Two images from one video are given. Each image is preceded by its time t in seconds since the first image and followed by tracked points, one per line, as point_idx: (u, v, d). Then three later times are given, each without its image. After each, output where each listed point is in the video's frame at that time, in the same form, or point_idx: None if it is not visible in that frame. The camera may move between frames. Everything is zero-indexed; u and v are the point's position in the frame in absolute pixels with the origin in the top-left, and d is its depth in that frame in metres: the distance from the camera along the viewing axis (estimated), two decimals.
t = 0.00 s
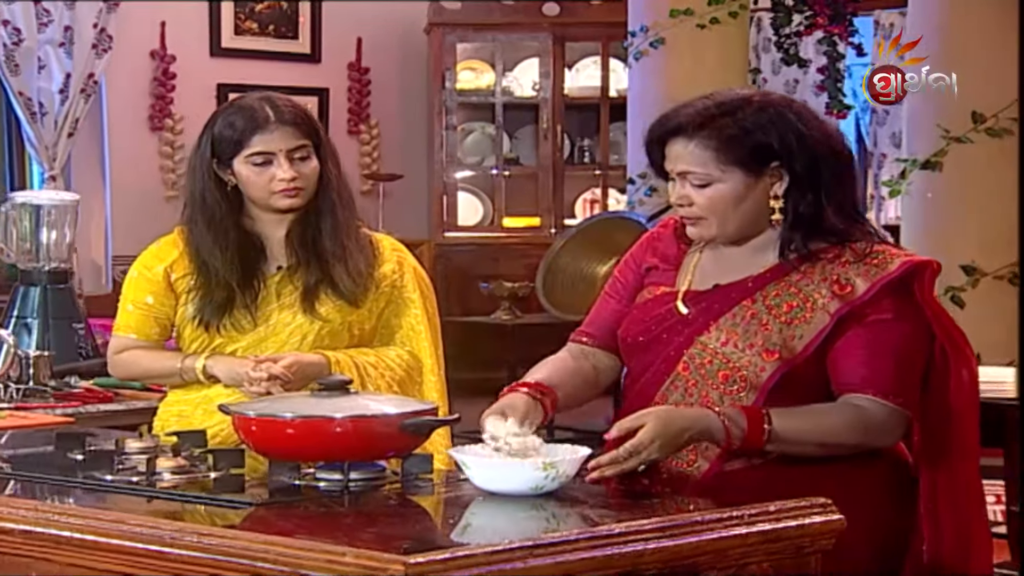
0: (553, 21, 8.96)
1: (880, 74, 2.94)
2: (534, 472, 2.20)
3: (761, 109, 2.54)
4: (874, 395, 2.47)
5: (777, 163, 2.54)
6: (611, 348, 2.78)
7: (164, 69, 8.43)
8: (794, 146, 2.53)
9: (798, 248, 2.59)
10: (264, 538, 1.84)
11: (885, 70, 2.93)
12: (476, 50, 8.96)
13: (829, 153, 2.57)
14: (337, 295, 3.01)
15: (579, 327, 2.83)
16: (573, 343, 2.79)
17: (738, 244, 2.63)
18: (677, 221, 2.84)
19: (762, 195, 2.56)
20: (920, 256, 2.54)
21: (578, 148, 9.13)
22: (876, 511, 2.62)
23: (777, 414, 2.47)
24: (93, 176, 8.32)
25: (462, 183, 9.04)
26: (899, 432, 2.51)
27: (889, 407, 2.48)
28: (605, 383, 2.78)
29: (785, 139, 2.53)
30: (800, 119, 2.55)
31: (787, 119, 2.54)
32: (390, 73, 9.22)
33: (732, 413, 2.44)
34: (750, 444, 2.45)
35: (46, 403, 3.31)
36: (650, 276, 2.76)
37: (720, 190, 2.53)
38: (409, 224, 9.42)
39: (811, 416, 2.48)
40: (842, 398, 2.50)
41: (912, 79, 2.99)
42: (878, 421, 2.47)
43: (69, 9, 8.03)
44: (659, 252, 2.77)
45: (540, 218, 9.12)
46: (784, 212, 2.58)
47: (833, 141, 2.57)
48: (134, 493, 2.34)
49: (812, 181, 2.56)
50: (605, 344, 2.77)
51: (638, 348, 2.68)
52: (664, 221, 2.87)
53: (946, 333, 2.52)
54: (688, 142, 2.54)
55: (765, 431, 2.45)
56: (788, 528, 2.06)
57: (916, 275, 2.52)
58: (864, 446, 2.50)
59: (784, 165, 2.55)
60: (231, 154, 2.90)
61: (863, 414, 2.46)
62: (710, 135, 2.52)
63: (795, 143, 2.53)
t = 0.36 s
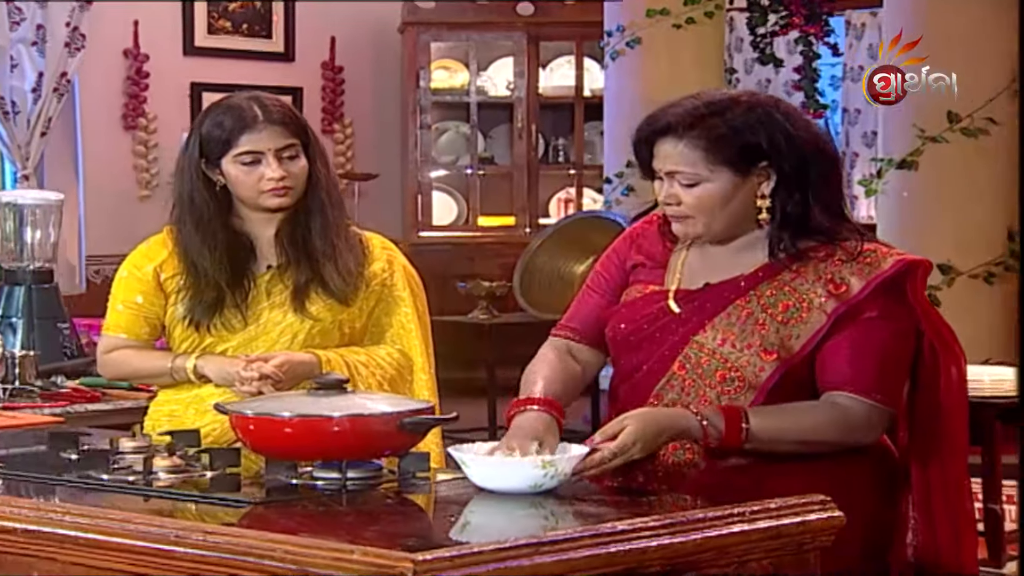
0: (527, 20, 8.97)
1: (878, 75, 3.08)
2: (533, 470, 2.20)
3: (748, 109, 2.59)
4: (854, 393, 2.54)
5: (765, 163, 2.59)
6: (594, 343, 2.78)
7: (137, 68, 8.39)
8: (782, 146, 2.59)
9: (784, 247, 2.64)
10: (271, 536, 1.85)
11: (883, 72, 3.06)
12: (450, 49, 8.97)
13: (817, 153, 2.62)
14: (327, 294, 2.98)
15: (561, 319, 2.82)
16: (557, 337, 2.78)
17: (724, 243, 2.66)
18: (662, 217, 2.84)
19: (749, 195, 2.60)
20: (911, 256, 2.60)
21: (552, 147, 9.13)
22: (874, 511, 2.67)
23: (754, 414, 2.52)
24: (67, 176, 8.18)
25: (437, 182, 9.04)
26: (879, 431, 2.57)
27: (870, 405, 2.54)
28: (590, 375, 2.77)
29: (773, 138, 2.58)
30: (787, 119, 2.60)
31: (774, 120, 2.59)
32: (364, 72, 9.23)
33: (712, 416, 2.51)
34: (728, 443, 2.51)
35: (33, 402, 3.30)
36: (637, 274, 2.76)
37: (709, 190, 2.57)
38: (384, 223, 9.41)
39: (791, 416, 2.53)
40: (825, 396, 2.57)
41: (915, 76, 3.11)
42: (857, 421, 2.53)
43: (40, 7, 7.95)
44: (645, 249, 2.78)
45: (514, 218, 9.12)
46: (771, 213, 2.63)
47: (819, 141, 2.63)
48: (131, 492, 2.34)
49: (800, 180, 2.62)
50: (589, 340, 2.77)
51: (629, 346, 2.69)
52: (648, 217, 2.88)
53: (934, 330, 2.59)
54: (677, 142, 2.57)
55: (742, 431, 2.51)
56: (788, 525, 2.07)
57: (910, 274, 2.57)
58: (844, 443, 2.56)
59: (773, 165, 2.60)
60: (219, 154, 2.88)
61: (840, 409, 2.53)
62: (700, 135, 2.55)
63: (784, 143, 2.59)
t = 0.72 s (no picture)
0: (504, 19, 8.99)
1: (878, 76, 3.14)
2: (541, 467, 2.26)
3: (742, 106, 2.61)
4: (844, 386, 2.56)
5: (760, 159, 2.62)
6: (591, 343, 2.79)
7: (114, 67, 8.26)
8: (777, 142, 2.61)
9: (780, 244, 2.66)
10: (275, 534, 1.85)
11: (884, 73, 3.12)
12: (427, 49, 8.98)
13: (811, 149, 2.66)
14: (319, 294, 2.98)
15: (555, 326, 2.84)
16: (553, 340, 2.80)
17: (717, 240, 2.69)
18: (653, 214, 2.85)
19: (745, 191, 2.62)
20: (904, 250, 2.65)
21: (530, 147, 9.13)
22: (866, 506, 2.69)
23: (742, 407, 2.55)
24: (43, 177, 7.93)
25: (414, 181, 9.04)
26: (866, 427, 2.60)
27: (862, 399, 2.56)
28: (588, 380, 2.80)
29: (768, 135, 2.60)
30: (781, 116, 2.63)
31: (768, 115, 2.61)
32: (339, 73, 9.28)
33: (697, 408, 2.53)
34: (717, 436, 2.54)
35: (21, 401, 3.28)
36: (629, 270, 2.77)
37: (705, 186, 2.58)
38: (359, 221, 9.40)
39: (779, 409, 2.56)
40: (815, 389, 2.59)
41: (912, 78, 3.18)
42: (849, 415, 2.56)
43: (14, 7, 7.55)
44: (632, 247, 2.79)
45: (492, 217, 9.09)
46: (768, 208, 2.65)
47: (814, 136, 2.66)
48: (128, 490, 2.34)
49: (796, 176, 2.64)
50: (588, 342, 2.79)
51: (623, 344, 2.70)
52: (638, 214, 2.89)
53: (923, 324, 2.63)
54: (673, 140, 2.58)
55: (730, 426, 2.54)
56: (788, 522, 2.08)
57: (903, 268, 2.62)
58: (834, 437, 2.58)
59: (768, 161, 2.62)
60: (213, 152, 2.87)
61: (831, 404, 2.55)
62: (695, 133, 2.57)
63: (778, 139, 2.61)
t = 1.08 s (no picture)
0: (479, 19, 9.01)
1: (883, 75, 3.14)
2: (537, 465, 2.27)
3: (734, 107, 2.62)
4: (851, 384, 2.60)
5: (749, 161, 2.63)
6: (590, 344, 2.81)
7: (87, 66, 8.20)
8: (767, 143, 2.62)
9: (773, 244, 2.69)
10: (278, 533, 1.86)
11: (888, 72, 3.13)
12: (401, 48, 8.98)
13: (802, 149, 2.66)
14: (309, 295, 2.97)
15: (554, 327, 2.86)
16: (552, 342, 2.81)
17: (710, 240, 2.71)
18: (645, 214, 2.87)
19: (734, 192, 2.64)
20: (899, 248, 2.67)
21: (504, 146, 9.13)
22: (859, 503, 2.71)
23: (759, 405, 2.58)
24: (15, 175, 7.78)
25: (389, 181, 9.02)
26: (874, 422, 2.63)
27: (870, 397, 2.60)
28: (589, 381, 2.81)
29: (759, 136, 2.61)
30: (771, 117, 2.64)
31: (758, 117, 2.62)
32: (313, 73, 9.28)
33: (716, 403, 2.55)
34: (732, 432, 2.55)
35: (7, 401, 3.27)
36: (624, 270, 2.79)
37: (695, 185, 2.60)
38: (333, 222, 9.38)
39: (788, 409, 2.59)
40: (821, 387, 2.62)
41: (913, 78, 3.19)
42: (852, 414, 2.59)
43: None
44: (628, 245, 2.81)
45: (467, 217, 9.08)
46: (754, 210, 2.66)
47: (806, 137, 2.67)
48: (123, 490, 2.34)
49: (785, 177, 2.66)
50: (586, 342, 2.80)
51: (620, 343, 2.73)
52: (629, 214, 2.90)
53: (921, 321, 2.65)
54: (663, 140, 2.59)
55: (748, 420, 2.56)
56: (786, 520, 2.09)
57: (899, 267, 2.64)
58: (842, 436, 2.62)
59: (757, 162, 2.63)
60: (205, 151, 2.88)
61: (842, 403, 2.58)
62: (685, 133, 2.58)
63: (768, 140, 2.62)
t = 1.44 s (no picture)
0: (453, 18, 8.98)
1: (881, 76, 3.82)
2: (534, 464, 2.26)
3: (733, 106, 2.64)
4: (851, 383, 2.60)
5: (750, 159, 2.64)
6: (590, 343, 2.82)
7: (58, 64, 8.13)
8: (767, 142, 2.64)
9: (773, 244, 2.69)
10: (280, 532, 1.85)
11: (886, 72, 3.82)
12: (374, 47, 8.96)
13: (800, 149, 2.68)
14: (300, 294, 2.96)
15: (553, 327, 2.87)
16: (552, 341, 2.83)
17: (708, 238, 2.72)
18: (643, 215, 2.88)
19: (734, 190, 2.64)
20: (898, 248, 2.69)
21: (478, 146, 9.12)
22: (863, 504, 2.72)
23: (760, 405, 2.58)
24: None
25: (363, 180, 9.00)
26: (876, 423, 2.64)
27: (872, 397, 2.61)
28: (587, 380, 2.83)
29: (758, 135, 2.63)
30: (772, 117, 2.66)
31: (758, 116, 2.64)
32: (286, 70, 9.25)
33: (718, 403, 2.54)
34: (734, 432, 2.55)
35: None
36: (623, 270, 2.80)
37: (696, 183, 2.60)
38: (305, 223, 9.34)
39: (793, 410, 2.59)
40: (822, 387, 2.62)
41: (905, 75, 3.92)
42: (852, 413, 2.59)
43: None
44: (628, 245, 2.82)
45: (441, 217, 9.05)
46: (755, 209, 2.67)
47: (804, 138, 2.69)
48: (116, 490, 2.32)
49: (784, 177, 2.67)
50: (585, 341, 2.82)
51: (619, 342, 2.74)
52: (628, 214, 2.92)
53: (922, 320, 2.67)
54: (663, 138, 2.59)
55: (749, 420, 2.56)
56: (785, 517, 2.08)
57: (897, 267, 2.66)
58: (841, 435, 2.62)
59: (756, 161, 2.64)
60: (195, 151, 2.88)
61: (843, 403, 2.58)
62: (685, 131, 2.58)
63: (768, 139, 2.64)
